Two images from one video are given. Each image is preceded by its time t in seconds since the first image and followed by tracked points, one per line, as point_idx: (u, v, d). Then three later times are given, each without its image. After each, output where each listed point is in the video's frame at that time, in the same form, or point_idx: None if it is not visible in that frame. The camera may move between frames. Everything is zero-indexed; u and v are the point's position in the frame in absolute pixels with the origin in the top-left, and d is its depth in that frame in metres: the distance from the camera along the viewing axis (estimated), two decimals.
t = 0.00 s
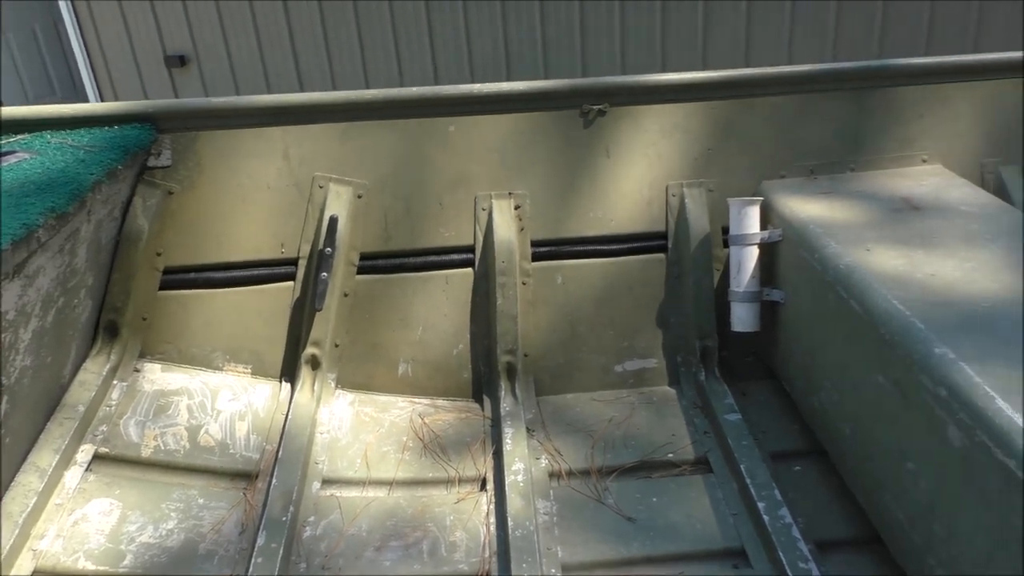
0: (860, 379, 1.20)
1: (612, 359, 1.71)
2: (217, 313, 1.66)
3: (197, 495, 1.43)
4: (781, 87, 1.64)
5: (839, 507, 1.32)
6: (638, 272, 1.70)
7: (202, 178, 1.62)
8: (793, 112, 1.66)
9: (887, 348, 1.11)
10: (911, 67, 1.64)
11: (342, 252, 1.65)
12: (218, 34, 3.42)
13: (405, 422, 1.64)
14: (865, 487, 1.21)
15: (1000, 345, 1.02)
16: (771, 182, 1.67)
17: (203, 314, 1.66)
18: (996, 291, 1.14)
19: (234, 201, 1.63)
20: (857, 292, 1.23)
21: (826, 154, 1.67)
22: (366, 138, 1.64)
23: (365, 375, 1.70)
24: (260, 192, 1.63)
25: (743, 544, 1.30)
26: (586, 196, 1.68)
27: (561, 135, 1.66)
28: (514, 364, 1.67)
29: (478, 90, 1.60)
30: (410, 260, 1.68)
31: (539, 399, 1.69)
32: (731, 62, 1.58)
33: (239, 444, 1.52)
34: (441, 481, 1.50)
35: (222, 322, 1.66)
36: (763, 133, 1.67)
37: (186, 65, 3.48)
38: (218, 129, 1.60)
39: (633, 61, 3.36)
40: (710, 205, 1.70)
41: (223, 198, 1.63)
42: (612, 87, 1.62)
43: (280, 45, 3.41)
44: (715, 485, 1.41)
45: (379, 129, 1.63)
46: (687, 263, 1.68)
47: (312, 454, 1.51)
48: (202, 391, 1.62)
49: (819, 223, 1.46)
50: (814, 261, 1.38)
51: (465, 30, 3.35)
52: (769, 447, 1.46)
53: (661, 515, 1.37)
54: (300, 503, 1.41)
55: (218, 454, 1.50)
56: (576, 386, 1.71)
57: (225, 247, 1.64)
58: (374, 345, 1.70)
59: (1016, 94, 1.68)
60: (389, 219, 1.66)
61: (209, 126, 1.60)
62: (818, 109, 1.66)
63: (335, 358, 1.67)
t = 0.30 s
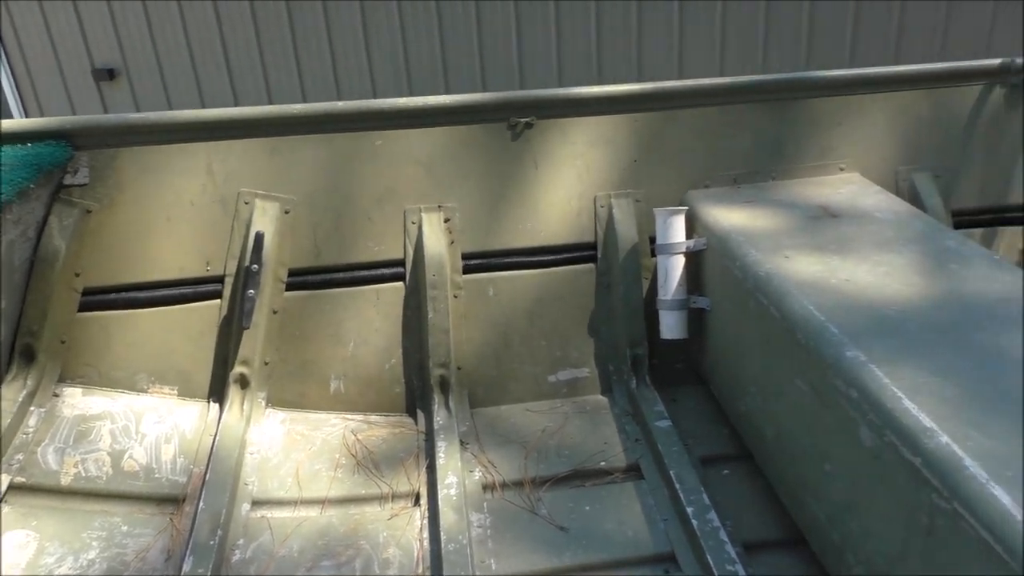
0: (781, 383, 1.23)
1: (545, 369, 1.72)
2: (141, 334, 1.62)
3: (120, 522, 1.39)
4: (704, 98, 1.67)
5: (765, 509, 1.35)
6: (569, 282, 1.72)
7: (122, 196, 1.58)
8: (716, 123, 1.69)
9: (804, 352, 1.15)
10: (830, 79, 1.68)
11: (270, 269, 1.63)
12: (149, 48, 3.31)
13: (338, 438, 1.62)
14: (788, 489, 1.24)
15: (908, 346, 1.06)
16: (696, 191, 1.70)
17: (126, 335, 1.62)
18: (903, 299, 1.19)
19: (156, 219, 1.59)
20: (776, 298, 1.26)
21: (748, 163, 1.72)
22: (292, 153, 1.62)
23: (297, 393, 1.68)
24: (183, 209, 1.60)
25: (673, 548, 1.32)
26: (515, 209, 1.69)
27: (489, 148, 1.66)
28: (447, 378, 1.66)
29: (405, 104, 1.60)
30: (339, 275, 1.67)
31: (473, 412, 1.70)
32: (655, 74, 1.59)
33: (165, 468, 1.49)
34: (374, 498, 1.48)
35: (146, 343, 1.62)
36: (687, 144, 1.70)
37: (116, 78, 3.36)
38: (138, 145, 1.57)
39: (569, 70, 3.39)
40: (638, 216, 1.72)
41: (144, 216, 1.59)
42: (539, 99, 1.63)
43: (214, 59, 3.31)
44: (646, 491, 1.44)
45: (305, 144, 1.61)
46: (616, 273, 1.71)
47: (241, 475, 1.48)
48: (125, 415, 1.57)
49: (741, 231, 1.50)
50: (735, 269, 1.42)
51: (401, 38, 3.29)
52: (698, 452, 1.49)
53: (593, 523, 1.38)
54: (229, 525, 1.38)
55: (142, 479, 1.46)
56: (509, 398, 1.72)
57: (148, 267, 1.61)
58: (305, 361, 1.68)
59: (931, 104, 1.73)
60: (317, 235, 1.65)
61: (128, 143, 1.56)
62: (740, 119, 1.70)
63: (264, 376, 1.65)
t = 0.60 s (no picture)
0: (681, 388, 1.26)
1: (455, 383, 1.73)
2: (30, 361, 1.55)
3: (5, 561, 1.35)
4: (603, 110, 1.70)
5: (670, 513, 1.38)
6: (477, 295, 1.72)
7: (6, 216, 1.50)
8: (617, 134, 1.73)
9: (698, 357, 1.18)
10: (722, 91, 1.74)
11: (167, 289, 1.58)
12: (48, 60, 3.18)
13: (243, 461, 1.58)
14: (690, 492, 1.27)
15: (794, 349, 1.10)
16: (599, 202, 1.73)
17: (14, 363, 1.54)
18: (792, 303, 1.24)
19: (43, 240, 1.52)
20: (673, 305, 1.29)
21: (649, 174, 1.75)
22: (189, 169, 1.57)
23: (200, 416, 1.63)
24: (73, 229, 1.54)
25: (581, 556, 1.33)
26: (421, 222, 1.68)
27: (394, 162, 1.65)
28: (356, 395, 1.64)
29: (306, 118, 1.58)
30: (241, 293, 1.62)
31: (384, 427, 1.69)
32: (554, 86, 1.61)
33: (56, 500, 1.44)
34: (282, 521, 1.45)
35: (36, 370, 1.55)
36: (590, 155, 1.72)
37: (13, 91, 3.22)
38: (21, 162, 1.49)
39: (485, 80, 3.43)
40: (544, 227, 1.73)
41: (31, 238, 1.52)
42: (442, 113, 1.63)
43: (118, 70, 3.21)
44: (555, 501, 1.45)
45: (202, 159, 1.57)
46: (524, 284, 1.72)
47: (139, 504, 1.43)
48: (13, 446, 1.51)
49: (641, 240, 1.53)
50: (636, 277, 1.45)
51: (314, 46, 3.26)
52: (606, 459, 1.51)
53: (502, 536, 1.39)
54: (125, 559, 1.33)
55: (31, 514, 1.41)
56: (420, 413, 1.71)
57: (37, 290, 1.54)
58: (208, 383, 1.63)
59: (820, 115, 1.81)
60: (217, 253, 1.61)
61: (11, 160, 1.49)
62: (640, 130, 1.74)
63: (165, 401, 1.59)
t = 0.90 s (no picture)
0: (576, 398, 1.28)
1: (355, 402, 1.70)
2: None
3: None
4: (497, 124, 1.71)
5: (570, 521, 1.39)
6: (375, 312, 1.70)
7: None
8: (511, 147, 1.73)
9: (589, 367, 1.20)
10: (614, 104, 1.77)
11: (43, 315, 1.50)
12: None
13: (131, 493, 1.51)
14: (587, 500, 1.28)
15: (680, 356, 1.13)
16: (496, 214, 1.73)
17: None
18: (679, 311, 1.27)
19: None
20: (565, 316, 1.30)
21: (545, 186, 1.77)
22: (63, 190, 1.49)
23: (82, 448, 1.56)
24: None
25: (482, 570, 1.33)
26: (315, 239, 1.65)
27: (284, 179, 1.61)
28: (252, 419, 1.59)
29: (189, 134, 1.52)
30: (124, 319, 1.56)
31: (282, 450, 1.65)
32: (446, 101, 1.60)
33: None
34: (173, 554, 1.39)
35: None
36: (485, 169, 1.73)
37: None
38: None
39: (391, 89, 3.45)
40: (441, 241, 1.72)
41: None
42: (333, 128, 1.61)
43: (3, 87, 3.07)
44: (457, 516, 1.45)
45: (77, 180, 1.49)
46: (422, 299, 1.70)
47: (15, 546, 1.36)
48: None
49: (536, 252, 1.54)
50: (530, 288, 1.46)
51: (211, 55, 3.24)
52: (508, 472, 1.52)
53: (403, 556, 1.38)
54: None
55: None
56: (319, 434, 1.68)
57: None
58: (91, 413, 1.56)
59: (706, 126, 1.86)
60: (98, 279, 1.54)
61: None
62: (534, 143, 1.75)
63: (44, 433, 1.52)
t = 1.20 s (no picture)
0: (492, 411, 1.28)
1: (271, 424, 1.66)
2: None
3: None
4: (406, 138, 1.70)
5: (491, 534, 1.40)
6: (288, 331, 1.66)
7: None
8: (422, 161, 1.73)
9: (502, 380, 1.20)
10: (523, 116, 1.79)
11: None
12: None
13: (34, 531, 1.47)
14: (507, 511, 1.29)
15: (590, 366, 1.15)
16: (410, 229, 1.72)
17: None
18: (589, 320, 1.29)
19: None
20: (478, 330, 1.31)
21: (457, 199, 1.77)
22: None
23: None
24: None
25: None
26: (223, 260, 1.61)
27: (188, 199, 1.57)
28: (162, 447, 1.55)
29: (84, 156, 1.47)
30: (20, 349, 1.49)
31: (195, 478, 1.61)
32: (353, 115, 1.59)
33: None
34: None
35: None
36: (396, 183, 1.72)
37: None
38: None
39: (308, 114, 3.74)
40: (354, 257, 1.70)
41: None
42: (238, 146, 1.57)
43: None
44: (378, 535, 1.43)
45: None
46: (337, 316, 1.68)
47: None
48: None
49: (449, 265, 1.54)
50: (444, 302, 1.46)
51: (115, 65, 3.50)
52: (429, 487, 1.51)
53: None
54: None
55: None
56: (234, 459, 1.64)
57: None
58: None
59: (615, 135, 1.90)
60: None
61: None
62: (445, 156, 1.75)
63: None
